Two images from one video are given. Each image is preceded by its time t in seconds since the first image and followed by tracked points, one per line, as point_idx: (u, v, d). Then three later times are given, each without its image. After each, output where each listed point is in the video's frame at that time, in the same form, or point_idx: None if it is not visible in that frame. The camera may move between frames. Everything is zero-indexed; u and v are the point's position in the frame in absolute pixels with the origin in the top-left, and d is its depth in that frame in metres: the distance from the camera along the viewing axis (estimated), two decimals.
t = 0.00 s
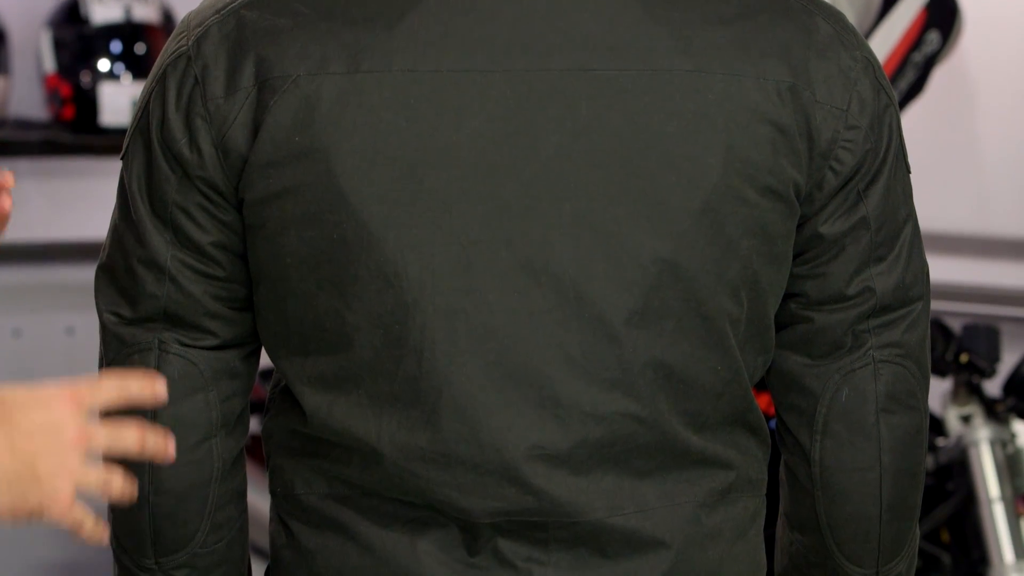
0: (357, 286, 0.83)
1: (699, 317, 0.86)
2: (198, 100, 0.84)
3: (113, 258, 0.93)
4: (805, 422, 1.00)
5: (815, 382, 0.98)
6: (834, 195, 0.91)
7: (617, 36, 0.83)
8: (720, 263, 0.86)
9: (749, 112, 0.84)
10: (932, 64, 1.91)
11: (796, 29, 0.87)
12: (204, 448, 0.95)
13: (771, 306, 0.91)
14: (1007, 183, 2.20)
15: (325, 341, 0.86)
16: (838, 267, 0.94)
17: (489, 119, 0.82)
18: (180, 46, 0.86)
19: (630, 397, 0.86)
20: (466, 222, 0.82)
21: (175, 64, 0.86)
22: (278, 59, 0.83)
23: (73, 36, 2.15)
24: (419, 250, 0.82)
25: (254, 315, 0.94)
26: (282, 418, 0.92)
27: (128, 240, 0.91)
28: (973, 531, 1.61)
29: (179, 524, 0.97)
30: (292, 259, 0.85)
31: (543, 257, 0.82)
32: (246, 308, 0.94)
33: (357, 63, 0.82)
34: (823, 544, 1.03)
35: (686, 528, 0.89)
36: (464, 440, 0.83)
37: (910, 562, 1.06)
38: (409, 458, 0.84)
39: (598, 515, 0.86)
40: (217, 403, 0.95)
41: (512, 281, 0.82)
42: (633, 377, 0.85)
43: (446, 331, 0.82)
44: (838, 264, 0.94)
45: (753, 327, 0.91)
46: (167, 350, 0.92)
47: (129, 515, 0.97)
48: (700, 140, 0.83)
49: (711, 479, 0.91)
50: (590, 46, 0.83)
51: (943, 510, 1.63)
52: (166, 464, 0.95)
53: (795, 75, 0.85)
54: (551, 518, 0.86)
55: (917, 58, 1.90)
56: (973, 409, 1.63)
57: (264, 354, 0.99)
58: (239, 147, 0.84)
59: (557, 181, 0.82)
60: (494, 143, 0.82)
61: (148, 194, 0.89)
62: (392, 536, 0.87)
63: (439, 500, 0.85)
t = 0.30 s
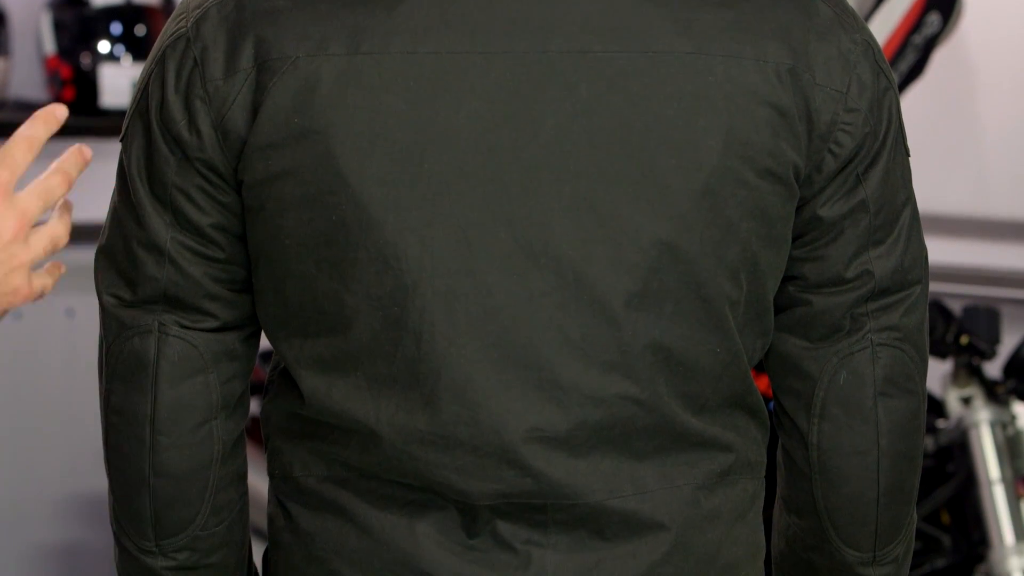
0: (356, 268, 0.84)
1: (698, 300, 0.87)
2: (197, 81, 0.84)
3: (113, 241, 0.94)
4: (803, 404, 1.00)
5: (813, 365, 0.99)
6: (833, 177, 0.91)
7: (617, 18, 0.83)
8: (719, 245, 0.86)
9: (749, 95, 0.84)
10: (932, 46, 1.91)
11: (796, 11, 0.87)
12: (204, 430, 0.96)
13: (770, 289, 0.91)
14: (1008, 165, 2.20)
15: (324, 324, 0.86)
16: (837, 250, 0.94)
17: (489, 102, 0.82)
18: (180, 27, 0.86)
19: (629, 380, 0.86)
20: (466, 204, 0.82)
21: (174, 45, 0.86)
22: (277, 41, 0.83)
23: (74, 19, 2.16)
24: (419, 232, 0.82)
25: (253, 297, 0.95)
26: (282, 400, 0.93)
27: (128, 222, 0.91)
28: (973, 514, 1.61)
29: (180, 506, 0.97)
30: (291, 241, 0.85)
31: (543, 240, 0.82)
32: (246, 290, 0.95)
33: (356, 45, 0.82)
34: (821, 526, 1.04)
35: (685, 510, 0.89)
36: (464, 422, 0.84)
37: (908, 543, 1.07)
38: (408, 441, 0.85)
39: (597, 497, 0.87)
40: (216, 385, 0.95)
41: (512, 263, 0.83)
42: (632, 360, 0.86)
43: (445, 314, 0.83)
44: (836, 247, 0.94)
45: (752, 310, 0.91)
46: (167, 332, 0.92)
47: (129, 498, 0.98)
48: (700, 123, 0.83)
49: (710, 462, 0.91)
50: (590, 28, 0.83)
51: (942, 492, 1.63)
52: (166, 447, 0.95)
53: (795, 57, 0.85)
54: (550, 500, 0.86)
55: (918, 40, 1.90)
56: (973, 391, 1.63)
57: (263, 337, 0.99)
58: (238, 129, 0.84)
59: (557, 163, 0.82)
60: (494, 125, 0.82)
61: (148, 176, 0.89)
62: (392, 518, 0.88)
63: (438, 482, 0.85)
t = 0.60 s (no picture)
0: (356, 250, 0.84)
1: (697, 281, 0.87)
2: (197, 62, 0.84)
3: (113, 222, 0.94)
4: (802, 386, 1.01)
5: (812, 346, 0.99)
6: (833, 159, 0.91)
7: None
8: (719, 226, 0.86)
9: (750, 76, 0.84)
10: (933, 26, 1.89)
11: None
12: (205, 411, 0.96)
13: (769, 270, 0.92)
14: (1010, 146, 2.19)
15: (324, 305, 0.87)
16: (836, 232, 0.94)
17: (489, 83, 0.82)
18: (180, 8, 0.86)
19: (629, 361, 0.86)
20: (466, 185, 0.82)
21: (175, 26, 0.86)
22: (276, 21, 0.82)
23: None
24: (418, 213, 0.82)
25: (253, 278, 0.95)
26: (283, 380, 0.93)
27: (128, 202, 0.91)
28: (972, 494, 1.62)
29: (180, 487, 0.98)
30: (292, 222, 0.86)
31: (543, 221, 0.82)
32: (246, 271, 0.95)
33: (355, 25, 0.82)
34: (820, 508, 1.04)
35: (685, 490, 0.90)
36: (463, 403, 0.84)
37: (906, 525, 1.07)
38: (408, 421, 0.85)
39: (597, 478, 0.87)
40: (217, 366, 0.96)
41: (512, 244, 0.83)
42: (631, 341, 0.86)
43: (445, 294, 0.83)
44: (836, 229, 0.94)
45: (752, 291, 0.91)
46: (167, 313, 0.93)
47: (129, 479, 0.98)
48: (700, 103, 0.83)
49: (710, 443, 0.92)
50: (590, 8, 0.83)
51: (942, 473, 1.64)
52: (167, 428, 0.95)
53: (795, 38, 0.85)
54: (550, 481, 0.86)
55: (919, 20, 1.88)
56: (974, 372, 1.62)
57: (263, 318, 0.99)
58: (238, 109, 0.84)
59: (557, 145, 0.82)
60: (493, 105, 0.82)
61: (148, 157, 0.90)
62: (392, 498, 0.88)
63: (438, 463, 0.86)
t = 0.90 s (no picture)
0: (358, 231, 0.84)
1: (699, 262, 0.87)
2: (200, 43, 0.84)
3: (115, 203, 0.94)
4: (803, 367, 1.01)
5: (813, 328, 0.99)
6: (835, 140, 0.91)
7: None
8: (722, 207, 0.86)
9: (753, 57, 0.84)
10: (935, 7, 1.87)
11: None
12: (207, 392, 0.96)
13: (771, 251, 0.92)
14: (1007, 127, 2.21)
15: (326, 286, 0.87)
16: (838, 213, 0.94)
17: (491, 64, 0.81)
18: None
19: (631, 342, 0.86)
20: (467, 166, 0.82)
21: (178, 7, 0.86)
22: (279, 2, 0.82)
23: None
24: (420, 194, 0.82)
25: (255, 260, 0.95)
26: (285, 361, 0.93)
27: (129, 183, 0.92)
28: (973, 474, 1.62)
29: (183, 468, 0.98)
30: (293, 203, 0.86)
31: (546, 202, 0.82)
32: (247, 253, 0.95)
33: (357, 6, 0.82)
34: (820, 489, 1.05)
35: (686, 471, 0.90)
36: (465, 384, 0.84)
37: (906, 507, 1.08)
38: (409, 403, 0.85)
39: (599, 459, 0.87)
40: (218, 347, 0.96)
41: (513, 226, 0.83)
42: (634, 322, 0.86)
43: (447, 276, 0.82)
44: (838, 209, 0.94)
45: (753, 272, 0.92)
46: (169, 295, 0.93)
47: (131, 459, 0.99)
48: (703, 85, 0.83)
49: (711, 424, 0.92)
50: None
51: (942, 455, 1.64)
52: (169, 410, 0.96)
53: (797, 19, 0.85)
54: (552, 462, 0.87)
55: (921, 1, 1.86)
56: (974, 352, 1.64)
57: (264, 300, 1.00)
58: (240, 91, 0.84)
59: (559, 126, 0.82)
60: (496, 87, 0.82)
61: (150, 138, 0.90)
62: (394, 479, 0.88)
63: (439, 444, 0.86)
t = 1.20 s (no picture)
0: (360, 212, 0.84)
1: (702, 244, 0.87)
2: (202, 25, 0.85)
3: (116, 185, 0.94)
4: (804, 349, 1.01)
5: (814, 310, 0.99)
6: (837, 122, 0.91)
7: None
8: (724, 189, 0.86)
9: (756, 40, 0.84)
10: None
11: None
12: (210, 373, 0.97)
13: (773, 234, 0.92)
14: (1011, 110, 2.18)
15: (329, 268, 0.87)
16: (840, 195, 0.94)
17: (493, 46, 0.81)
18: None
19: (633, 324, 0.86)
20: (469, 149, 0.82)
21: None
22: None
23: None
24: (422, 176, 0.82)
25: (256, 242, 0.95)
26: (287, 343, 0.93)
27: (131, 165, 0.92)
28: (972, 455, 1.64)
29: (185, 449, 0.99)
30: (295, 185, 0.86)
31: (549, 184, 0.82)
32: (249, 235, 0.95)
33: None
34: (821, 470, 1.05)
35: (688, 452, 0.90)
36: (468, 366, 0.84)
37: (907, 489, 1.08)
38: (412, 384, 0.85)
39: (602, 441, 0.87)
40: (221, 329, 0.96)
41: (516, 208, 0.82)
42: (636, 304, 0.86)
43: (449, 258, 0.82)
44: (840, 191, 0.94)
45: (755, 254, 0.92)
46: (171, 276, 0.93)
47: (134, 441, 0.99)
48: (706, 67, 0.83)
49: (714, 405, 0.92)
50: None
51: (942, 436, 1.65)
52: (172, 391, 0.96)
53: (800, 1, 0.85)
54: (554, 443, 0.87)
55: None
56: (974, 334, 1.62)
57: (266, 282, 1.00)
58: (243, 72, 0.84)
59: (562, 108, 0.82)
60: (499, 69, 0.81)
61: (151, 120, 0.90)
62: (396, 461, 0.89)
63: (440, 426, 0.86)
